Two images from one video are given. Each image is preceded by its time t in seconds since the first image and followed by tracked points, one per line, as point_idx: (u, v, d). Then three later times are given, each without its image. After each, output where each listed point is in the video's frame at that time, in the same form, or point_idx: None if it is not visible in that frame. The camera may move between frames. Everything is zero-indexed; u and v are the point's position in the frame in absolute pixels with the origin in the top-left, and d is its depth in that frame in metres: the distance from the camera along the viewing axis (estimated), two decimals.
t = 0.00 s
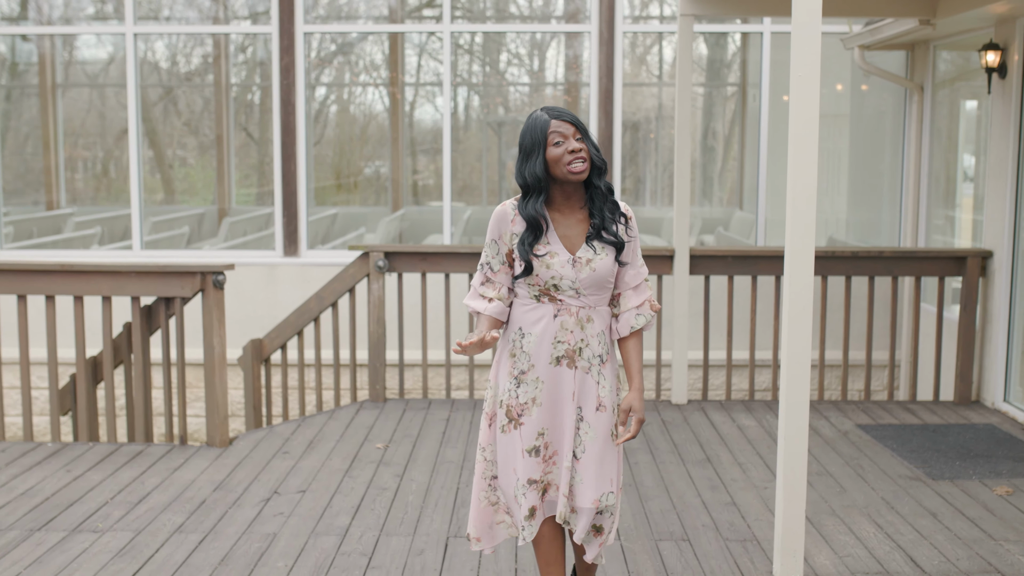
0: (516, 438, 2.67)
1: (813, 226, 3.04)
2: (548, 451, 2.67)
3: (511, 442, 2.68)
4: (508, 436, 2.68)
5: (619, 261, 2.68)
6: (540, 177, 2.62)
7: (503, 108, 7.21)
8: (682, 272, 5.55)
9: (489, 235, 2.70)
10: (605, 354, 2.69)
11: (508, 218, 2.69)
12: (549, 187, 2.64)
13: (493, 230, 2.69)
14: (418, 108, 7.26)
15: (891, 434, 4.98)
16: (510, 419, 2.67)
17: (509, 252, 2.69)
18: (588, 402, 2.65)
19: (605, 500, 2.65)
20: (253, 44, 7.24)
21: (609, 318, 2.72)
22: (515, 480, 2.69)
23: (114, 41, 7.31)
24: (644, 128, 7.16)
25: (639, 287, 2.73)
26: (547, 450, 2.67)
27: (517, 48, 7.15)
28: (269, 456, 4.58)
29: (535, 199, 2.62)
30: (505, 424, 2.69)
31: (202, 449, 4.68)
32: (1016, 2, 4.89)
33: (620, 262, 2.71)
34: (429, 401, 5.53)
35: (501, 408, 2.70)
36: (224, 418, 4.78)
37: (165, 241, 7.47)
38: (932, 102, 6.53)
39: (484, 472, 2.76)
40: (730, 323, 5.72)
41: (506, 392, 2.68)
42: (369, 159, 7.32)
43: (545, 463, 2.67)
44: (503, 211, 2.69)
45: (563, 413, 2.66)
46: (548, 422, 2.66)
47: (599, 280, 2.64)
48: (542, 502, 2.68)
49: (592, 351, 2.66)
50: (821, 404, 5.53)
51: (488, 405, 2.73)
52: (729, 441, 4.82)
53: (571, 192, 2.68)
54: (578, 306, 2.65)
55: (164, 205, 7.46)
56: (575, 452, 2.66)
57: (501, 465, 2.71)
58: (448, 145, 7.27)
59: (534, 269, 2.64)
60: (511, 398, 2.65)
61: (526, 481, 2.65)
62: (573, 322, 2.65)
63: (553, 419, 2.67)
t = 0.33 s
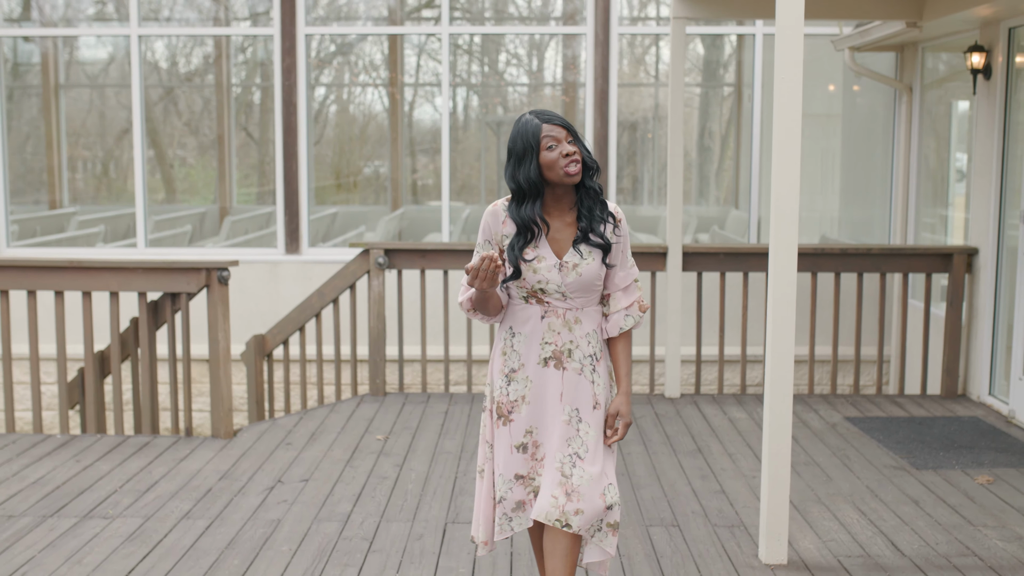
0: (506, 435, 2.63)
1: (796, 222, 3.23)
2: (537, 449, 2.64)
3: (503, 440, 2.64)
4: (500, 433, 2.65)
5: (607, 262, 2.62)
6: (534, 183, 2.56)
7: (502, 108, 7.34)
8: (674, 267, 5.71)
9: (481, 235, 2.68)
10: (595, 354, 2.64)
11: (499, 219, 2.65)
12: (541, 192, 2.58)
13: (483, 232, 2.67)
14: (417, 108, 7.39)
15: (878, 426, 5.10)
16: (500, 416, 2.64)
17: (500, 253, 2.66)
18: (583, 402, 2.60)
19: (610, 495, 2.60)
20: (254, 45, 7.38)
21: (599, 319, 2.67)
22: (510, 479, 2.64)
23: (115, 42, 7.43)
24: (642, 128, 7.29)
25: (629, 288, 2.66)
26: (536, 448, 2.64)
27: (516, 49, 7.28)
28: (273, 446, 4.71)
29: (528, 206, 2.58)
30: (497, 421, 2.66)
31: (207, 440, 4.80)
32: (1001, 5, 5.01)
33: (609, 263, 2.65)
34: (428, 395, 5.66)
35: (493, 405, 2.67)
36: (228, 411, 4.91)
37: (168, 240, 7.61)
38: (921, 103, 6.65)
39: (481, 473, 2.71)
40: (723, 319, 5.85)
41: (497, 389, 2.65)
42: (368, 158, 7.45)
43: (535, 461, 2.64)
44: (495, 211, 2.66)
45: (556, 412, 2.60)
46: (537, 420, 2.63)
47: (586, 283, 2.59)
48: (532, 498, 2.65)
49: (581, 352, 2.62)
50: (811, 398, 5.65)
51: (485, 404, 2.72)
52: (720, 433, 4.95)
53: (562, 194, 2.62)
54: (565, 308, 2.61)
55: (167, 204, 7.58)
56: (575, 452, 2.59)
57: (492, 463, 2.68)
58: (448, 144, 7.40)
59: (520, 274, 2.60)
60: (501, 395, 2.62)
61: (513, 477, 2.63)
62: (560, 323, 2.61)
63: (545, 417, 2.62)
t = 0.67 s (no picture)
0: (500, 440, 2.67)
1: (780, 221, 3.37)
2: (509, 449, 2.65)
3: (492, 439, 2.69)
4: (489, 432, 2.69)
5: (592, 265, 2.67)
6: (527, 193, 2.59)
7: (501, 108, 7.47)
8: (668, 265, 5.84)
9: (468, 234, 2.72)
10: (581, 355, 2.66)
11: (486, 220, 2.69)
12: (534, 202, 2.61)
13: (470, 231, 2.71)
14: (417, 108, 7.52)
15: (866, 420, 5.23)
16: (494, 421, 2.67)
17: (486, 253, 2.69)
18: (571, 404, 2.62)
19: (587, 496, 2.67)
20: (255, 46, 7.51)
21: (586, 322, 2.71)
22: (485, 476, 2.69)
23: (116, 43, 7.56)
24: (639, 128, 7.43)
25: (615, 294, 2.73)
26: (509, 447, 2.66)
27: (515, 49, 7.41)
28: (276, 439, 4.84)
29: (520, 215, 2.60)
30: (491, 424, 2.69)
31: (212, 433, 4.94)
32: (987, 9, 5.14)
33: (595, 267, 2.71)
34: (427, 390, 5.79)
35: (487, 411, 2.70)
36: (233, 405, 5.04)
37: (171, 238, 7.74)
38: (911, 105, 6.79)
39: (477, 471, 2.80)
40: (715, 317, 5.98)
41: (490, 393, 2.68)
42: (368, 158, 7.58)
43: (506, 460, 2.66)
44: (482, 212, 2.69)
45: (541, 415, 2.61)
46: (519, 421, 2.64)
47: (571, 284, 2.64)
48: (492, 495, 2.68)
49: (568, 353, 2.64)
50: (801, 393, 5.78)
51: (480, 407, 2.75)
52: (712, 427, 5.08)
53: (552, 203, 2.66)
54: (550, 309, 2.64)
55: (170, 204, 7.71)
56: (558, 453, 2.62)
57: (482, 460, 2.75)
58: (448, 144, 7.53)
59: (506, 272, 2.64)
60: (493, 401, 2.64)
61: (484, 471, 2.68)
62: (545, 324, 2.64)
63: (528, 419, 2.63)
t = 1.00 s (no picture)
0: (477, 429, 2.66)
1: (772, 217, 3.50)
2: (497, 442, 2.64)
3: (473, 431, 2.68)
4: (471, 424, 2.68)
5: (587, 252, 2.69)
6: (517, 179, 2.62)
7: (500, 108, 7.60)
8: (664, 263, 5.96)
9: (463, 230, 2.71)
10: (576, 347, 2.70)
11: (480, 213, 2.70)
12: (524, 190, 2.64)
13: (466, 225, 2.70)
14: (417, 108, 7.65)
15: (857, 413, 5.36)
16: (478, 411, 2.67)
17: (482, 246, 2.69)
18: (561, 394, 2.66)
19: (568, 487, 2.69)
20: (257, 47, 7.63)
21: (581, 312, 2.72)
22: (468, 473, 2.64)
23: (116, 43, 7.67)
24: (638, 129, 7.56)
25: (609, 284, 2.72)
26: (495, 440, 2.65)
27: (515, 50, 7.54)
28: (282, 431, 4.96)
29: (510, 202, 2.64)
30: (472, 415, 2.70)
31: (220, 426, 5.06)
32: (976, 13, 5.27)
33: (590, 257, 2.72)
34: (428, 385, 5.91)
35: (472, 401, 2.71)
36: (240, 399, 5.16)
37: (175, 237, 7.86)
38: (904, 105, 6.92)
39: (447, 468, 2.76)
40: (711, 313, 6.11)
41: (478, 384, 2.70)
42: (367, 159, 7.71)
43: (492, 454, 2.64)
44: (476, 206, 2.70)
45: (529, 405, 2.63)
46: (505, 414, 2.64)
47: (566, 273, 2.65)
48: (482, 491, 2.64)
49: (562, 344, 2.67)
50: (794, 387, 5.91)
51: (462, 399, 2.76)
52: (707, 420, 5.19)
53: (544, 190, 2.69)
54: (546, 299, 2.66)
55: (174, 203, 7.84)
56: (546, 441, 2.66)
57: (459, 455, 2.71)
58: (448, 144, 7.65)
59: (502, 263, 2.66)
60: (482, 388, 2.65)
61: (467, 466, 2.64)
62: (541, 315, 2.66)
63: (514, 410, 2.64)
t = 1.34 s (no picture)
0: (483, 426, 2.76)
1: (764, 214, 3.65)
2: (508, 441, 2.71)
3: (476, 428, 2.77)
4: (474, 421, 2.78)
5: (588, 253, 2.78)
6: (517, 179, 2.72)
7: (499, 108, 7.74)
8: (662, 260, 6.10)
9: (468, 228, 2.82)
10: (576, 346, 2.78)
11: (485, 212, 2.80)
12: (524, 190, 2.74)
13: (471, 224, 2.81)
14: (417, 108, 7.78)
15: (849, 406, 5.50)
16: (477, 407, 2.77)
17: (486, 244, 2.80)
18: (562, 391, 2.75)
19: (567, 475, 2.81)
20: (260, 47, 7.76)
21: (581, 312, 2.81)
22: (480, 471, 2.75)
23: (120, 45, 7.81)
24: (636, 129, 7.70)
25: (610, 286, 2.83)
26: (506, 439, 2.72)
27: (514, 50, 7.68)
28: (290, 423, 5.10)
29: (511, 201, 2.74)
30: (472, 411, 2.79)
31: (229, 418, 5.20)
32: (966, 16, 5.40)
33: (591, 258, 2.82)
34: (431, 379, 6.05)
35: (469, 396, 2.81)
36: (248, 391, 5.30)
37: (180, 236, 8.00)
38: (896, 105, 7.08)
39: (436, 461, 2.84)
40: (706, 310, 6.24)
41: (477, 380, 2.79)
42: (366, 159, 7.85)
43: (505, 452, 2.71)
44: (482, 205, 2.80)
45: (531, 402, 2.72)
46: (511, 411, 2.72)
47: (568, 274, 2.75)
48: (495, 491, 2.71)
49: (563, 343, 2.76)
50: (789, 381, 6.05)
51: (456, 394, 2.85)
52: (703, 412, 5.33)
53: (548, 191, 2.78)
54: (548, 299, 2.75)
55: (179, 202, 7.98)
56: (545, 436, 2.74)
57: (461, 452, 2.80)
58: (448, 144, 7.79)
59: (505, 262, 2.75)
60: (482, 385, 2.75)
61: (484, 466, 2.74)
62: (542, 314, 2.75)
63: (517, 408, 2.71)
